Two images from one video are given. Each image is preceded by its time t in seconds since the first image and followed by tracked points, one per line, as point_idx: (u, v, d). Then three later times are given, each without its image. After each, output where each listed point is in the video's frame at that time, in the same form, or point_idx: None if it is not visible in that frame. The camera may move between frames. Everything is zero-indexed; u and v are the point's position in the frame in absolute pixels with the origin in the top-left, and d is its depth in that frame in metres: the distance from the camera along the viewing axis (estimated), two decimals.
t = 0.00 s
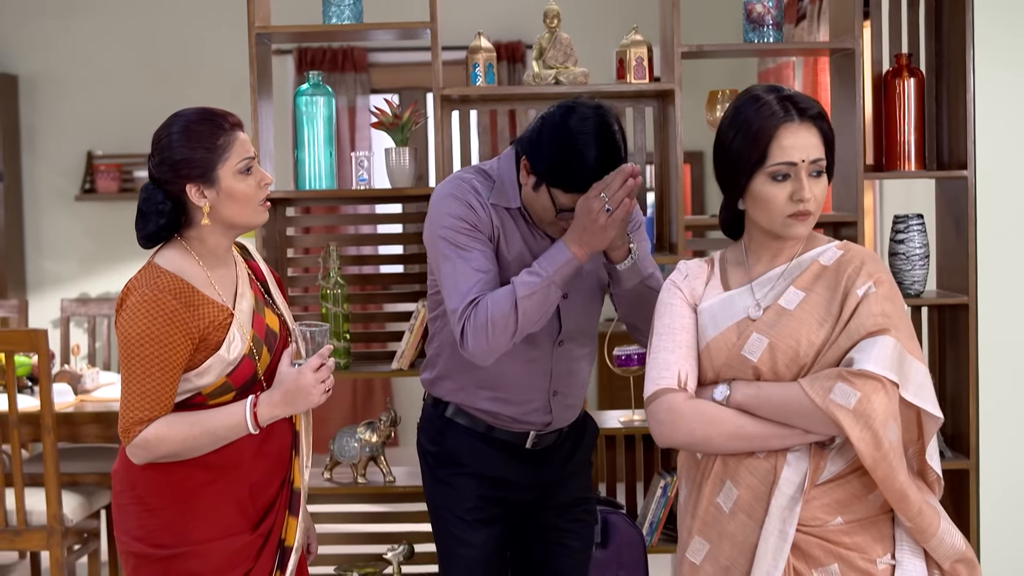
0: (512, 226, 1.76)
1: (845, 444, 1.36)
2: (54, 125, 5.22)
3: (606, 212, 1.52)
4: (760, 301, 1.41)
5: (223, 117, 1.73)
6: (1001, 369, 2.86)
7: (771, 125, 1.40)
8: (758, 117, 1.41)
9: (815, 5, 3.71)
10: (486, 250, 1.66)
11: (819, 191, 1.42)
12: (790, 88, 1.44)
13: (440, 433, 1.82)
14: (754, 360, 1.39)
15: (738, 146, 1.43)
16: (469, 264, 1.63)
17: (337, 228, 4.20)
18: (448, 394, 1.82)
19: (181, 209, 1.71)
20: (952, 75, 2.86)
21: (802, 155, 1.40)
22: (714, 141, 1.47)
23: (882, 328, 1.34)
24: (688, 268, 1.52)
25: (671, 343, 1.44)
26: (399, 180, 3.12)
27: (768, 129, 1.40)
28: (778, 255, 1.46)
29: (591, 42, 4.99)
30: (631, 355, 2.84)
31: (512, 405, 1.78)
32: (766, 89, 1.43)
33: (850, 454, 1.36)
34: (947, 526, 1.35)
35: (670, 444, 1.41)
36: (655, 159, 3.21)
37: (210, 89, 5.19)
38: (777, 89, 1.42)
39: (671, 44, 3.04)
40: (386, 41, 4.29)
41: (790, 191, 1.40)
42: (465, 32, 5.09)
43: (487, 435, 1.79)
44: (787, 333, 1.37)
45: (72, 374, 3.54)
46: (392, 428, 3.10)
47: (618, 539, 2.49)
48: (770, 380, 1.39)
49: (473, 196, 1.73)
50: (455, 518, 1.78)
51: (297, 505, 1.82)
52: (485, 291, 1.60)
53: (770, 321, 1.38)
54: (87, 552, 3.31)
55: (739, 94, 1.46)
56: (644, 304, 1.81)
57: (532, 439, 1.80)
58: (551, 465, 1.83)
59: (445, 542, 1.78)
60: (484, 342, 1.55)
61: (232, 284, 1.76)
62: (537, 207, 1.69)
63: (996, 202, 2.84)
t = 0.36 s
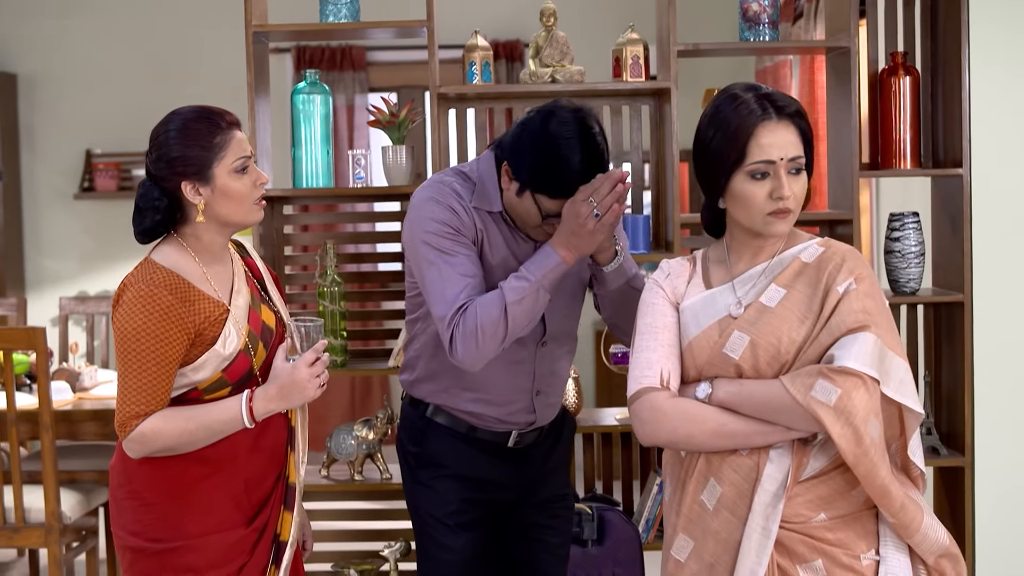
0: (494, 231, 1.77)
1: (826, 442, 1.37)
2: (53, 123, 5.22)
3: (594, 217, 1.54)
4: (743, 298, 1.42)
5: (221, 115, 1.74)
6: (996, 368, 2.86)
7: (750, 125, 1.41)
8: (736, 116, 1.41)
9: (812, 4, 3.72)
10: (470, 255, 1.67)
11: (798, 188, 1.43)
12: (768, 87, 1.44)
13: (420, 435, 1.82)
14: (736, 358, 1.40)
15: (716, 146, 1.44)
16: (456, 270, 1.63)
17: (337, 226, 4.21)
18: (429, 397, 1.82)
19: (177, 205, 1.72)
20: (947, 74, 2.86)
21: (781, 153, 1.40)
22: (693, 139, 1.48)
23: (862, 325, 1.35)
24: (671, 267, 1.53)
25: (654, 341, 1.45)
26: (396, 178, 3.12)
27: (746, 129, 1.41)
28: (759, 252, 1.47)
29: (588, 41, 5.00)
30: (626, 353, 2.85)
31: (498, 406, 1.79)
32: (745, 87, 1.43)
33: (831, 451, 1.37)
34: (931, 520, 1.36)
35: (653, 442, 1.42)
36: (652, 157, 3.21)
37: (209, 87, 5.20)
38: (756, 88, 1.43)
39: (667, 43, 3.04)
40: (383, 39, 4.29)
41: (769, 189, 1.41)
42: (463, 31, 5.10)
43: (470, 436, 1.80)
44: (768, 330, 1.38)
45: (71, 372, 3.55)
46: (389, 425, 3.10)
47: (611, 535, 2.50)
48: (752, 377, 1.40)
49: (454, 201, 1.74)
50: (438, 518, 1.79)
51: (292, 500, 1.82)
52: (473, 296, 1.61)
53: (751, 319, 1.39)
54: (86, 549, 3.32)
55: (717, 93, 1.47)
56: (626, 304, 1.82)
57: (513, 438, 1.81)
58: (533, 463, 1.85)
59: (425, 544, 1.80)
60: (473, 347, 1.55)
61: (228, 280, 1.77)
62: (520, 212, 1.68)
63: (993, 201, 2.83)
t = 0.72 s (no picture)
0: (472, 231, 1.77)
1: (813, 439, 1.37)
2: (48, 123, 5.21)
3: (571, 215, 1.55)
4: (727, 295, 1.42)
5: (216, 116, 1.74)
6: (987, 367, 2.86)
7: (733, 124, 1.41)
8: (720, 116, 1.42)
9: (804, 3, 3.73)
10: (451, 257, 1.67)
11: (784, 188, 1.43)
12: (753, 87, 1.45)
13: (403, 437, 1.82)
14: (721, 355, 1.41)
15: (701, 146, 1.44)
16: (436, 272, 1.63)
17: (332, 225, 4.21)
18: (411, 398, 1.82)
19: (169, 204, 1.72)
20: (939, 75, 2.87)
21: (766, 153, 1.41)
22: (678, 139, 1.48)
23: (848, 322, 1.35)
24: (656, 264, 1.54)
25: (639, 339, 1.46)
26: (389, 178, 3.12)
27: (731, 129, 1.41)
28: (743, 250, 1.48)
29: (582, 41, 5.00)
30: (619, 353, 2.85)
31: (481, 406, 1.79)
32: (729, 87, 1.44)
33: (817, 449, 1.38)
34: (917, 517, 1.37)
35: (638, 439, 1.42)
36: (645, 157, 3.22)
37: (204, 87, 5.20)
38: (740, 88, 1.43)
39: (660, 43, 3.05)
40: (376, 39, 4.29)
41: (755, 189, 1.42)
42: (457, 31, 5.11)
43: (455, 437, 1.80)
44: (753, 327, 1.39)
45: (65, 371, 3.55)
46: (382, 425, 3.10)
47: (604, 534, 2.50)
48: (737, 374, 1.41)
49: (432, 202, 1.74)
50: (421, 520, 1.78)
51: (284, 498, 1.82)
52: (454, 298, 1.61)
53: (736, 315, 1.40)
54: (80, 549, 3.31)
55: (703, 93, 1.47)
56: (607, 300, 1.83)
57: (496, 439, 1.82)
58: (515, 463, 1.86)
59: (406, 546, 1.79)
60: (456, 350, 1.56)
61: (221, 279, 1.77)
62: (499, 210, 1.69)
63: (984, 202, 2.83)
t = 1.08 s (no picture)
0: (465, 237, 1.77)
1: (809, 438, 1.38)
2: (46, 123, 5.21)
3: (567, 224, 1.54)
4: (723, 293, 1.43)
5: (216, 117, 1.74)
6: (984, 367, 2.86)
7: (729, 124, 1.41)
8: (717, 116, 1.42)
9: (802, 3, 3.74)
10: (445, 263, 1.67)
11: (780, 187, 1.43)
12: (750, 87, 1.45)
13: (397, 437, 1.82)
14: (718, 354, 1.41)
15: (698, 146, 1.44)
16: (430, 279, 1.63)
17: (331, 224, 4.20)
18: (404, 400, 1.82)
19: (169, 203, 1.72)
20: (936, 75, 2.87)
21: (762, 153, 1.41)
22: (675, 140, 1.49)
23: (845, 321, 1.36)
24: (652, 263, 1.54)
25: (635, 337, 1.46)
26: (387, 177, 3.12)
27: (727, 128, 1.41)
28: (739, 249, 1.48)
29: (580, 41, 5.01)
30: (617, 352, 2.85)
31: (475, 409, 1.80)
32: (726, 87, 1.45)
33: (813, 448, 1.38)
34: (913, 516, 1.37)
35: (634, 438, 1.43)
36: (643, 157, 3.22)
37: (202, 86, 5.20)
38: (736, 88, 1.44)
39: (658, 42, 3.05)
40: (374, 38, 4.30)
41: (751, 188, 1.42)
42: (455, 31, 5.11)
43: (448, 439, 1.80)
44: (750, 326, 1.39)
45: (64, 371, 3.55)
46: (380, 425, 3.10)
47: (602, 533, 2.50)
48: (733, 372, 1.41)
49: (425, 208, 1.73)
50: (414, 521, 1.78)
51: (281, 497, 1.81)
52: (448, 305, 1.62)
53: (733, 313, 1.40)
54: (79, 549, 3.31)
55: (700, 93, 1.48)
56: (600, 304, 1.83)
57: (489, 440, 1.82)
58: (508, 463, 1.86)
59: (401, 547, 1.80)
60: (450, 358, 1.56)
61: (220, 278, 1.76)
62: (492, 216, 1.69)
63: (981, 201, 2.84)
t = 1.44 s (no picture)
0: (463, 234, 1.77)
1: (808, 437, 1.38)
2: (42, 122, 5.20)
3: (566, 221, 1.55)
4: (721, 292, 1.43)
5: (216, 116, 1.74)
6: (981, 366, 2.86)
7: (728, 123, 1.42)
8: (715, 115, 1.42)
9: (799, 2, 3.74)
10: (443, 260, 1.67)
11: (778, 186, 1.44)
12: (748, 85, 1.45)
13: (394, 436, 1.82)
14: (716, 352, 1.41)
15: (697, 144, 1.45)
16: (428, 276, 1.64)
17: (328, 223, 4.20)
18: (401, 399, 1.83)
19: (169, 202, 1.72)
20: (932, 74, 2.88)
21: (761, 151, 1.41)
22: (673, 138, 1.49)
23: (844, 321, 1.36)
24: (650, 261, 1.54)
25: (633, 336, 1.46)
26: (384, 176, 3.12)
27: (725, 126, 1.42)
28: (736, 248, 1.48)
29: (577, 41, 5.01)
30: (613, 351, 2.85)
31: (474, 408, 1.80)
32: (724, 85, 1.45)
33: (812, 447, 1.38)
34: (911, 515, 1.37)
35: (632, 437, 1.43)
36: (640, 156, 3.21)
37: (199, 86, 5.19)
38: (735, 86, 1.44)
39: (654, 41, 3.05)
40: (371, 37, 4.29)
41: (749, 187, 1.42)
42: (451, 30, 5.11)
43: (445, 438, 1.80)
44: (749, 325, 1.40)
45: (61, 370, 3.54)
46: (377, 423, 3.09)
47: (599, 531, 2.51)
48: (732, 371, 1.41)
49: (423, 206, 1.73)
50: (412, 520, 1.79)
51: (277, 496, 1.81)
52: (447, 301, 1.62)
53: (732, 312, 1.41)
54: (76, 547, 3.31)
55: (698, 91, 1.48)
56: (597, 304, 1.84)
57: (487, 439, 1.82)
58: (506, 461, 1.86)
59: (398, 546, 1.80)
60: (449, 354, 1.56)
61: (218, 277, 1.76)
62: (491, 214, 1.69)
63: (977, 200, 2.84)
